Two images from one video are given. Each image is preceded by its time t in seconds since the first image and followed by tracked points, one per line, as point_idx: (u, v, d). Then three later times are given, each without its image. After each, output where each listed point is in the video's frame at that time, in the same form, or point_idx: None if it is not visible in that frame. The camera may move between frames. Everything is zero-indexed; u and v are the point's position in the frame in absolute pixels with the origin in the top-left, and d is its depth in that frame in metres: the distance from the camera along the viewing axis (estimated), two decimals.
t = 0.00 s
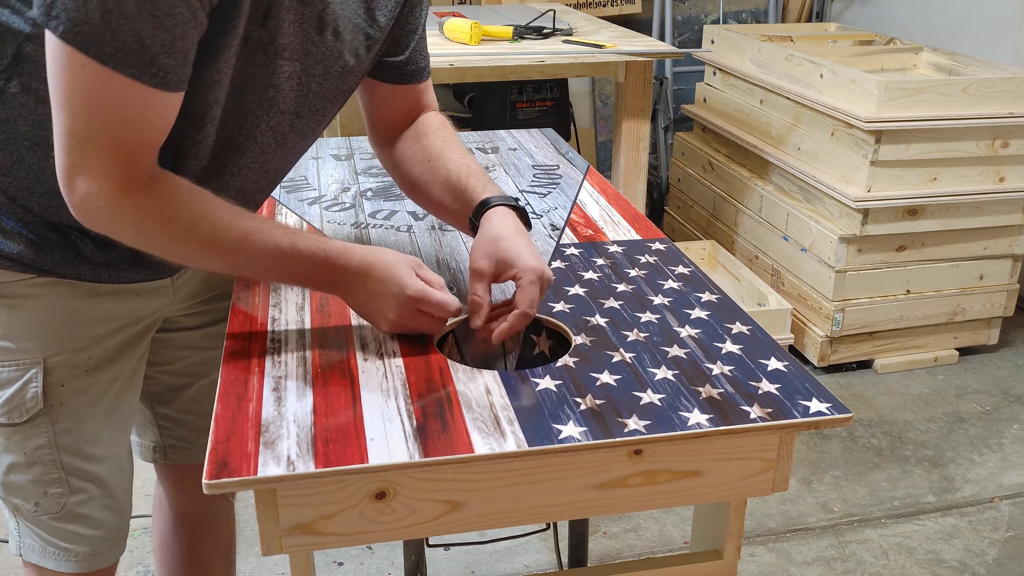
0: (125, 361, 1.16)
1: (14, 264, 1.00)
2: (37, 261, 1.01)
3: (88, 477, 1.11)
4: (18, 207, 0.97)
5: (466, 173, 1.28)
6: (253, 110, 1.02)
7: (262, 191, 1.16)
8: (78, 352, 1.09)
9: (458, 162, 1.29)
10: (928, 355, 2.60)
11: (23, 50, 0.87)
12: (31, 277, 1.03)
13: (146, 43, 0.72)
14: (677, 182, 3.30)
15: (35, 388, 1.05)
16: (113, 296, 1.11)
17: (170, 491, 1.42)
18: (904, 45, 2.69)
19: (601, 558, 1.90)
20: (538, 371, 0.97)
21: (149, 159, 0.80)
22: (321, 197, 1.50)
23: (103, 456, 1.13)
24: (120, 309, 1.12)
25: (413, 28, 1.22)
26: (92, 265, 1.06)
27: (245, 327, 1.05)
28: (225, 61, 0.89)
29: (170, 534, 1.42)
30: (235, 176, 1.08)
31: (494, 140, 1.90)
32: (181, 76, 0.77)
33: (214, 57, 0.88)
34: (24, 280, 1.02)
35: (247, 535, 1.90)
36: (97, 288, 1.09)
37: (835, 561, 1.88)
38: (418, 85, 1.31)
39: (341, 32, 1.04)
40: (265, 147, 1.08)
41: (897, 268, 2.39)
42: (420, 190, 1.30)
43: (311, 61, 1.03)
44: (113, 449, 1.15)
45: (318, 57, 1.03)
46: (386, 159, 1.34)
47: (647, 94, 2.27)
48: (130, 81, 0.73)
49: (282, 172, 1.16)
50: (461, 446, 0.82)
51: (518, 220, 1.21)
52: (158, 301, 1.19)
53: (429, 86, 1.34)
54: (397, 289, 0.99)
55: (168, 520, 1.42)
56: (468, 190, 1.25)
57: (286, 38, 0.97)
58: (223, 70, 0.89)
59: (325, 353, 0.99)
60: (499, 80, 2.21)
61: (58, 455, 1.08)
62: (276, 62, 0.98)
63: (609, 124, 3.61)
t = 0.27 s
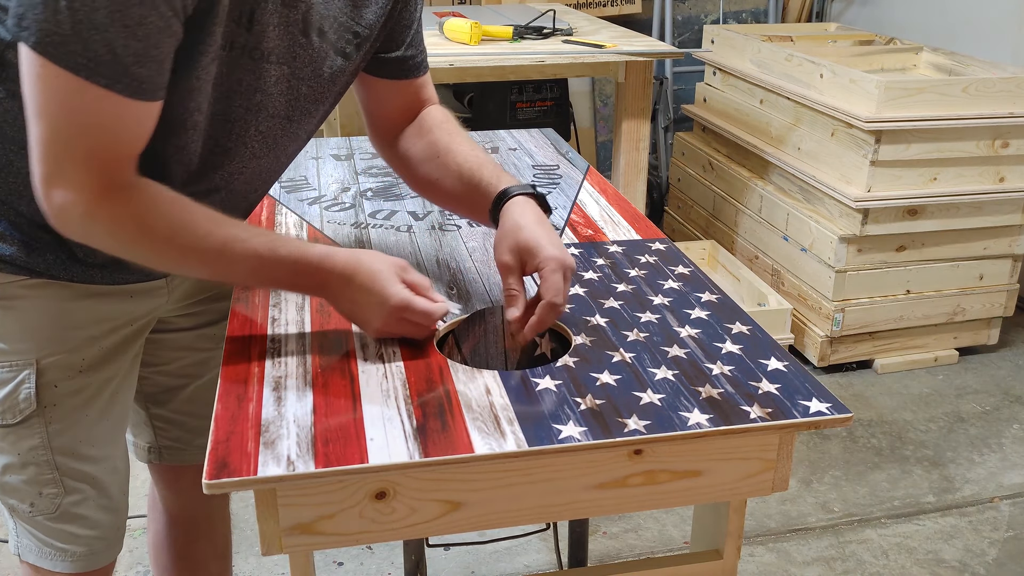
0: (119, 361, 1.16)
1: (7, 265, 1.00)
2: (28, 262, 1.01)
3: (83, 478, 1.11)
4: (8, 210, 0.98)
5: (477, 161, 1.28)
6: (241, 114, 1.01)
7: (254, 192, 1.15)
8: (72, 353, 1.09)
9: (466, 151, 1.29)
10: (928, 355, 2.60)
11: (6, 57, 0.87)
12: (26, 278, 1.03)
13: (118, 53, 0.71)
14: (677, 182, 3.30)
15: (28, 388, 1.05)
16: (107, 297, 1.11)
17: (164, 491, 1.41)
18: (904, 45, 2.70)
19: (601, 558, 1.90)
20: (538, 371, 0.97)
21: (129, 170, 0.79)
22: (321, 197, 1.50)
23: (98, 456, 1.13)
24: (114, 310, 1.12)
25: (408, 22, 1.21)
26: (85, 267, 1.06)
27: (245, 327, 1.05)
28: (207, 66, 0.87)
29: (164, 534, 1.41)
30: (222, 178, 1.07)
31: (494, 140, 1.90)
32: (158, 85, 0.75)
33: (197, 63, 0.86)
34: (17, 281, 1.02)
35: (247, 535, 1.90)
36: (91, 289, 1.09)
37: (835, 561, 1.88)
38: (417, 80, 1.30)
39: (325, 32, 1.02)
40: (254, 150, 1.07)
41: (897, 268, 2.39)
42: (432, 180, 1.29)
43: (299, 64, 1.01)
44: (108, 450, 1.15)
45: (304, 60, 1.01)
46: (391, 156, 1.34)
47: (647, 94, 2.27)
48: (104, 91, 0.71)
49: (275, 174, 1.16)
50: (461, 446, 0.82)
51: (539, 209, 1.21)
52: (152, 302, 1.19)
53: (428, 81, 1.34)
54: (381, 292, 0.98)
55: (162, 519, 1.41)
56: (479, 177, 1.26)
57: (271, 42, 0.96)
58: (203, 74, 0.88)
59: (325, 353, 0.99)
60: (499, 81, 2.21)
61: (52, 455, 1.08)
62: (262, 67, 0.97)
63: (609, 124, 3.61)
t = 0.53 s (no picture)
0: (119, 361, 1.16)
1: (7, 265, 1.00)
2: (29, 262, 1.01)
3: (83, 477, 1.11)
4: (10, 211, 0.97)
5: (465, 166, 1.24)
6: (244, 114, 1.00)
7: (247, 189, 1.15)
8: (72, 352, 1.09)
9: (460, 154, 1.25)
10: (928, 355, 2.60)
11: None
12: (25, 277, 1.03)
13: (56, 43, 0.66)
14: (677, 182, 3.30)
15: (28, 388, 1.05)
16: (107, 297, 1.11)
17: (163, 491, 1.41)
18: (904, 44, 2.70)
19: (601, 558, 1.90)
20: (538, 371, 0.97)
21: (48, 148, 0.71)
22: (321, 197, 1.50)
23: (98, 456, 1.13)
24: (114, 310, 1.12)
25: (411, 8, 1.22)
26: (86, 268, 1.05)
27: (245, 327, 1.05)
28: (181, 65, 0.86)
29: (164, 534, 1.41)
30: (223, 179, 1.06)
31: (494, 140, 1.90)
32: (103, 83, 0.71)
33: (165, 64, 0.85)
34: (17, 281, 1.03)
35: (247, 535, 1.90)
36: (90, 289, 1.09)
37: (835, 561, 1.88)
38: (424, 67, 1.30)
39: (319, 23, 1.02)
40: (257, 149, 1.06)
41: (897, 268, 2.39)
42: (431, 181, 1.28)
43: (297, 59, 1.01)
44: (108, 450, 1.15)
45: (301, 53, 1.01)
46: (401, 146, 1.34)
47: (647, 94, 2.27)
48: (38, 82, 0.67)
49: (269, 170, 1.15)
50: (461, 446, 0.82)
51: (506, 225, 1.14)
52: (153, 302, 1.19)
53: (436, 70, 1.32)
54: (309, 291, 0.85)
55: (162, 519, 1.41)
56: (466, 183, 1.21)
57: (268, 39, 0.95)
58: (177, 73, 0.87)
59: (326, 354, 0.99)
60: (499, 80, 2.21)
61: (52, 454, 1.08)
62: (261, 64, 0.97)
63: (609, 124, 3.62)
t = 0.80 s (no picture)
0: (119, 360, 1.16)
1: (6, 262, 1.01)
2: (25, 260, 1.01)
3: (81, 475, 1.11)
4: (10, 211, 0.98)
5: (476, 192, 1.21)
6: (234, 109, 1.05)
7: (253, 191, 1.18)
8: (71, 350, 1.09)
9: (472, 177, 1.23)
10: (928, 355, 2.60)
11: None
12: (24, 275, 1.04)
13: None
14: (677, 182, 3.30)
15: (25, 385, 1.05)
16: (106, 295, 1.11)
17: (163, 490, 1.41)
18: (904, 44, 2.70)
19: (601, 558, 1.90)
20: (538, 370, 0.97)
21: None
22: (321, 197, 1.50)
23: (97, 454, 1.13)
24: (113, 308, 1.12)
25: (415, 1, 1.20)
26: (84, 266, 1.06)
27: (244, 327, 1.05)
28: (154, 56, 0.92)
29: (163, 533, 1.41)
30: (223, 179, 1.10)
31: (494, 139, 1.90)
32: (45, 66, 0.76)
33: (136, 54, 0.91)
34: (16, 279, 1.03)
35: (247, 535, 1.90)
36: (90, 289, 1.09)
37: (834, 561, 1.88)
38: (433, 60, 1.26)
39: (311, 18, 1.07)
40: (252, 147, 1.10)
41: (897, 268, 2.39)
42: (440, 190, 1.26)
43: (287, 52, 1.06)
44: (107, 448, 1.15)
45: (289, 46, 1.06)
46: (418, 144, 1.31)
47: (647, 94, 2.27)
48: None
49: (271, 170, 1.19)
50: (460, 446, 0.82)
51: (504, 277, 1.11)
52: (154, 301, 1.19)
53: (447, 69, 1.28)
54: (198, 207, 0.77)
55: (161, 518, 1.41)
56: (478, 211, 1.19)
57: (254, 31, 1.02)
58: (151, 63, 0.93)
59: (326, 354, 0.99)
60: (499, 81, 2.21)
61: (50, 451, 1.08)
62: (248, 57, 1.03)
63: (609, 124, 3.62)
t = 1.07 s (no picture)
0: (120, 358, 1.16)
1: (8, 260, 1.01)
2: (27, 257, 1.02)
3: (82, 472, 1.11)
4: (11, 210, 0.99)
5: (484, 201, 1.21)
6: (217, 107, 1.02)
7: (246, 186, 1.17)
8: (72, 348, 1.09)
9: (480, 185, 1.22)
10: (928, 355, 2.60)
11: None
12: (26, 272, 1.04)
13: None
14: (677, 182, 3.30)
15: (27, 381, 1.05)
16: (108, 293, 1.11)
17: (161, 489, 1.41)
18: (904, 44, 2.70)
19: (601, 558, 1.90)
20: (538, 371, 0.97)
21: None
22: (321, 197, 1.50)
23: (98, 451, 1.13)
24: (115, 306, 1.13)
25: None
26: (86, 264, 1.06)
27: (244, 327, 1.05)
28: (127, 56, 0.90)
29: (160, 532, 1.40)
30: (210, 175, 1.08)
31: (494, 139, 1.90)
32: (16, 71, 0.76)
33: (108, 54, 0.89)
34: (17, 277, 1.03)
35: (247, 535, 1.90)
36: (91, 287, 1.09)
37: (835, 561, 1.88)
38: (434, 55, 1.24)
39: (298, 13, 1.02)
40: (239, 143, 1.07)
41: (897, 268, 2.39)
42: (447, 194, 1.26)
43: (272, 48, 1.02)
44: (107, 446, 1.15)
45: (276, 44, 1.02)
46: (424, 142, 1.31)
47: (647, 94, 2.27)
48: None
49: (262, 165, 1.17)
50: (460, 446, 0.82)
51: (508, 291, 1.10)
52: (155, 300, 1.20)
53: (450, 67, 1.27)
54: (158, 191, 0.75)
55: (159, 517, 1.41)
56: (487, 222, 1.18)
57: (235, 28, 0.97)
58: (127, 63, 0.91)
59: (326, 354, 0.99)
60: (499, 80, 2.21)
61: (52, 447, 1.08)
62: (230, 55, 0.99)
63: (609, 124, 3.62)
